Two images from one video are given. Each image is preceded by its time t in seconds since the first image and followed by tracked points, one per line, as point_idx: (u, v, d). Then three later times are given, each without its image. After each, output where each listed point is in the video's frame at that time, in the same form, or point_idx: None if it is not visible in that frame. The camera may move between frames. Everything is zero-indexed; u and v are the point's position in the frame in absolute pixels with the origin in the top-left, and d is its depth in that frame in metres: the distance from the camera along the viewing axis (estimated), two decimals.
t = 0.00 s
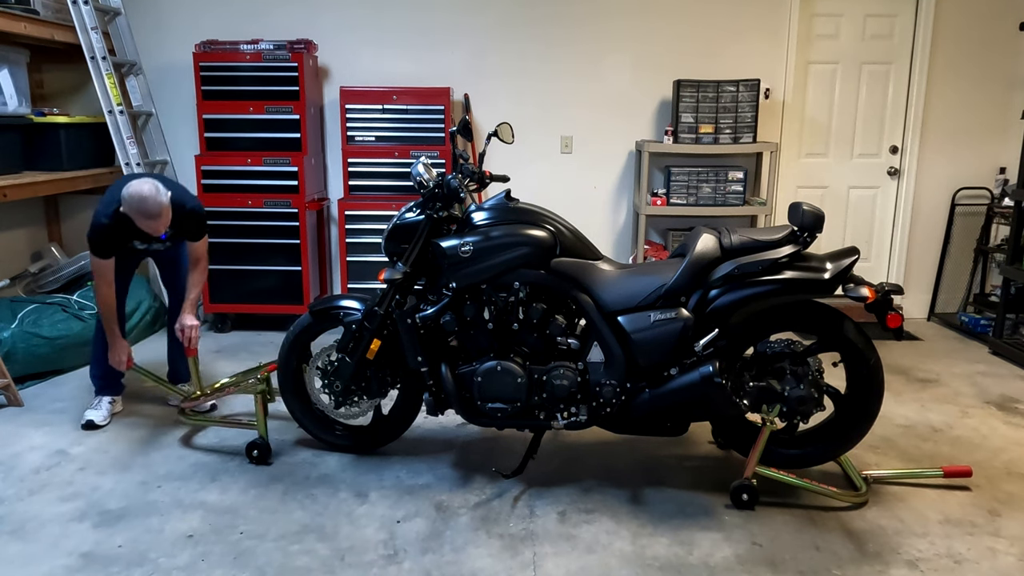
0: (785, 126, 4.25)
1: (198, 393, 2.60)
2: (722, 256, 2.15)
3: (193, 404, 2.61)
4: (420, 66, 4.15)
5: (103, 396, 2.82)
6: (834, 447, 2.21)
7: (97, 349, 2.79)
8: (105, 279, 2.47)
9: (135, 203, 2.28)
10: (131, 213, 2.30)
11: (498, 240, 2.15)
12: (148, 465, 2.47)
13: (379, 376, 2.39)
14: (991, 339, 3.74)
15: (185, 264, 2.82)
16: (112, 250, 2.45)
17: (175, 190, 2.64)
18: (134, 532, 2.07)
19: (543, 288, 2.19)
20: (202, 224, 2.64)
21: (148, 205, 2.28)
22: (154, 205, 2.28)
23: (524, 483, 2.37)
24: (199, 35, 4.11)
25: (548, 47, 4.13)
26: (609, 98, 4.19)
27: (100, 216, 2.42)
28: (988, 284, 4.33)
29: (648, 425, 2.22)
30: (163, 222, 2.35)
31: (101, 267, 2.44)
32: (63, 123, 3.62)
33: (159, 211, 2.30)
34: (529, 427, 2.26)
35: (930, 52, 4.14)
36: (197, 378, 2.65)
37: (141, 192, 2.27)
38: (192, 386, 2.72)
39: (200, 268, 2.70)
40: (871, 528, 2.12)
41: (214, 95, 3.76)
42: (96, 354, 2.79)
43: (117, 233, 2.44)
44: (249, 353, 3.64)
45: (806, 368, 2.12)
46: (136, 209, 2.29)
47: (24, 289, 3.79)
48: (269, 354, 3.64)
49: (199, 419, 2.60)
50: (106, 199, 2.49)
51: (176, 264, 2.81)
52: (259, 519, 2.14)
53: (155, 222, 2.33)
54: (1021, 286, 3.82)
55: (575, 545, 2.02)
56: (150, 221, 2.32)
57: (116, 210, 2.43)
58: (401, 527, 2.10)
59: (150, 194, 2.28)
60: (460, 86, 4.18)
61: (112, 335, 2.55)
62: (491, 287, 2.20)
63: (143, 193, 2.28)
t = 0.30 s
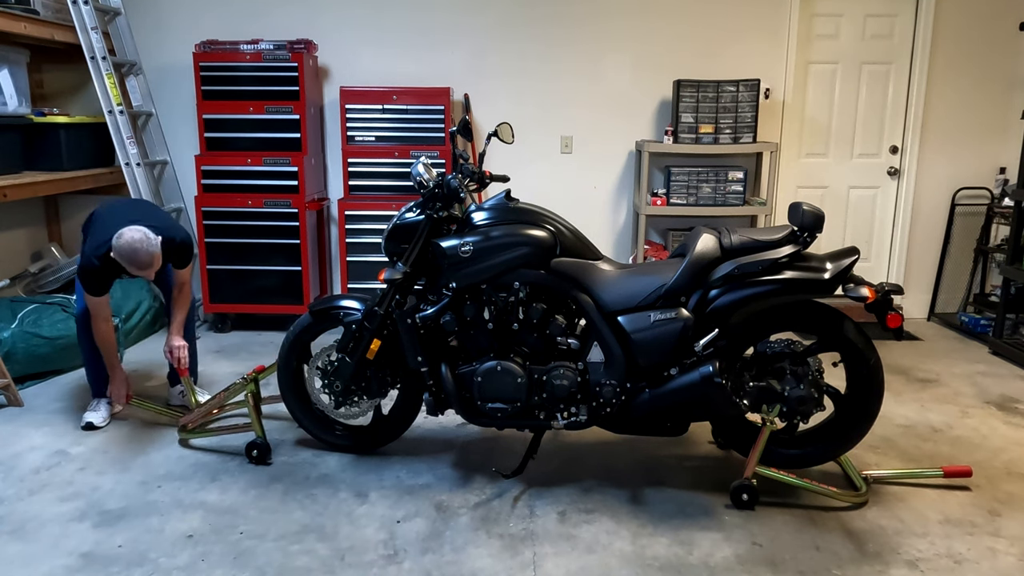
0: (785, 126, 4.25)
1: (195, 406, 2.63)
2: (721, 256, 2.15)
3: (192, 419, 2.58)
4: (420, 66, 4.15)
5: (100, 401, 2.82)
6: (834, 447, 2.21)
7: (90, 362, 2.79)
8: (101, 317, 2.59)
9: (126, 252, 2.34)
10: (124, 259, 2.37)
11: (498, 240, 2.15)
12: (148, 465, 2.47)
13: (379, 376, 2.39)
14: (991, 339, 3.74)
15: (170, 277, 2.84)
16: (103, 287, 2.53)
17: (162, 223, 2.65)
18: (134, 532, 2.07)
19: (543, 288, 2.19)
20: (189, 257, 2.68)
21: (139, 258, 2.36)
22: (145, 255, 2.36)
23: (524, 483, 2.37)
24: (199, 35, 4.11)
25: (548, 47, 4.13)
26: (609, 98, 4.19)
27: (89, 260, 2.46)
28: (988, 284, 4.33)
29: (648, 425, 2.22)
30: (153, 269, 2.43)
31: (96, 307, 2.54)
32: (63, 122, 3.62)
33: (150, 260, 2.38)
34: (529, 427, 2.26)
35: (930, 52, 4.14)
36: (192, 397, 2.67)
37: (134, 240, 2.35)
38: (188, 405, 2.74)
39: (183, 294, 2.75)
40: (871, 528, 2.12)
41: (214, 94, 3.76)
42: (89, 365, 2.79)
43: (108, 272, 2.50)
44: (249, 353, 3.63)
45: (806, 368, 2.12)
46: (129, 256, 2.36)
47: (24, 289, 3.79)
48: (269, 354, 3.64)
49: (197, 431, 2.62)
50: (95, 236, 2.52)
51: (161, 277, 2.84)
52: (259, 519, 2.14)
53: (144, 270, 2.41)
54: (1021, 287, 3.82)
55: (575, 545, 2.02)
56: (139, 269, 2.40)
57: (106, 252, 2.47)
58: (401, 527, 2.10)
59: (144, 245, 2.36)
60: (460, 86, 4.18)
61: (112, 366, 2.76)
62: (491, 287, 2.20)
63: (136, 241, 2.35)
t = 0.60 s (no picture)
0: (785, 126, 4.25)
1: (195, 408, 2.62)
2: (721, 256, 2.15)
3: (192, 421, 2.59)
4: (420, 66, 4.15)
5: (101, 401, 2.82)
6: (834, 447, 2.21)
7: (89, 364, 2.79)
8: (101, 317, 2.56)
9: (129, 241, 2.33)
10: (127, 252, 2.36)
11: (498, 240, 2.15)
12: (149, 465, 2.47)
13: (379, 376, 2.39)
14: (991, 339, 3.74)
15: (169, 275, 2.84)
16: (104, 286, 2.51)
17: (161, 220, 2.66)
18: (134, 532, 2.07)
19: (543, 288, 2.19)
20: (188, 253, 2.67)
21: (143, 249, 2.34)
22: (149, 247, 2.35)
23: (524, 483, 2.37)
24: (199, 35, 4.11)
25: (548, 47, 4.13)
26: (609, 98, 4.19)
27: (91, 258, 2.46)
28: (988, 284, 4.33)
29: (648, 425, 2.22)
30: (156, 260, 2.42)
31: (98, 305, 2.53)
32: (63, 123, 3.61)
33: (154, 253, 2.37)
34: (529, 427, 2.26)
35: (930, 52, 4.14)
36: (192, 400, 2.66)
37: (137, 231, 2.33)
38: (190, 407, 2.76)
39: (184, 292, 2.75)
40: (871, 528, 2.12)
41: (213, 94, 3.76)
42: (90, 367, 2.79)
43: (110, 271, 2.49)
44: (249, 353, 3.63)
45: (806, 368, 2.12)
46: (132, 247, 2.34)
47: (24, 289, 3.79)
48: (269, 354, 3.64)
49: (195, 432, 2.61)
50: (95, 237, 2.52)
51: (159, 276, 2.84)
52: (259, 519, 2.14)
53: (147, 263, 2.40)
54: (1021, 287, 3.81)
55: (575, 545, 2.02)
56: (143, 262, 2.38)
57: (107, 249, 2.46)
58: (401, 527, 2.11)
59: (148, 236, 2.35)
60: (460, 86, 4.18)
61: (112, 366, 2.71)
62: (491, 287, 2.20)
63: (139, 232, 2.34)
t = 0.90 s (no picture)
0: (785, 126, 4.25)
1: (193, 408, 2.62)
2: (722, 256, 2.15)
3: (192, 421, 2.58)
4: (420, 66, 4.15)
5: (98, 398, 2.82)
6: (835, 447, 2.21)
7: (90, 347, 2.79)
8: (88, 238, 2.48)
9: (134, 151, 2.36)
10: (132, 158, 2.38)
11: (498, 239, 2.15)
12: (149, 465, 2.47)
13: (379, 376, 2.39)
14: (991, 339, 3.74)
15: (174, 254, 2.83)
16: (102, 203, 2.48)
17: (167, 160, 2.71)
18: (134, 532, 2.07)
19: (543, 288, 2.19)
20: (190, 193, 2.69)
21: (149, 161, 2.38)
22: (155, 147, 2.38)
23: (524, 483, 2.37)
24: (199, 35, 4.11)
25: (548, 46, 4.13)
26: (609, 98, 4.19)
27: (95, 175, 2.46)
28: (988, 284, 4.33)
29: (648, 425, 2.22)
30: (161, 169, 2.43)
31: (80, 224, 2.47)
32: (63, 123, 3.61)
33: (159, 154, 2.39)
34: (529, 427, 2.26)
35: (930, 52, 4.14)
36: (193, 401, 2.65)
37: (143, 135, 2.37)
38: (190, 407, 2.75)
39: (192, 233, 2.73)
40: (871, 528, 2.12)
41: (213, 95, 3.76)
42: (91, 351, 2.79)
43: (110, 192, 2.50)
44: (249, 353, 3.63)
45: (806, 368, 2.12)
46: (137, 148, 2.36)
47: (24, 289, 3.78)
48: (269, 354, 3.64)
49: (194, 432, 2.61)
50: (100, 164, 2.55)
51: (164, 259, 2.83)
52: (260, 519, 2.14)
53: (152, 168, 2.40)
54: (1021, 287, 3.81)
55: (575, 545, 2.02)
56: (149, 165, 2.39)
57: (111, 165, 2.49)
58: (401, 527, 2.11)
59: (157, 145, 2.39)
60: (460, 86, 4.17)
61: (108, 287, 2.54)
62: (491, 287, 2.20)
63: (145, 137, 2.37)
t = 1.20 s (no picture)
0: (785, 126, 4.25)
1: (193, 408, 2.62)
2: (721, 256, 2.15)
3: (192, 421, 2.59)
4: (420, 66, 4.15)
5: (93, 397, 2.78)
6: (835, 447, 2.21)
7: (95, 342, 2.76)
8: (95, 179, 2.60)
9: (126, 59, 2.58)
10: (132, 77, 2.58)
11: (498, 240, 2.15)
12: (148, 465, 2.47)
13: (379, 376, 2.39)
14: (991, 339, 3.74)
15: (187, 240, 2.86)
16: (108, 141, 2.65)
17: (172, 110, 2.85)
18: (134, 532, 2.07)
19: (543, 288, 2.19)
20: (190, 120, 2.80)
21: (139, 63, 2.55)
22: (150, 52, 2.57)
23: (524, 483, 2.37)
24: (199, 35, 4.11)
25: (548, 46, 4.13)
26: (609, 98, 4.19)
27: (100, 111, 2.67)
28: (988, 284, 4.33)
29: (648, 425, 2.22)
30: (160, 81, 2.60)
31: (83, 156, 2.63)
32: (63, 123, 3.60)
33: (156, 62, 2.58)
34: (529, 427, 2.26)
35: (930, 53, 4.14)
36: (193, 401, 2.65)
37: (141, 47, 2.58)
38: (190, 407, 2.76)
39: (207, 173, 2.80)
40: (871, 528, 2.12)
41: (213, 94, 3.76)
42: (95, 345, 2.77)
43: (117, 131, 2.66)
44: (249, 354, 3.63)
45: (806, 368, 2.12)
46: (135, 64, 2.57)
47: (24, 289, 3.78)
48: (269, 354, 3.64)
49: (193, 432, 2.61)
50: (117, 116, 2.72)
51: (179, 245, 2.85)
52: (260, 519, 2.14)
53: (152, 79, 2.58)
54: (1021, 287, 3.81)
55: (575, 545, 2.02)
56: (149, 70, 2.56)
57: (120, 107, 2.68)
58: (401, 527, 2.11)
59: (149, 49, 2.58)
60: (460, 86, 4.17)
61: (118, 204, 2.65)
62: (491, 287, 2.20)
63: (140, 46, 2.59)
